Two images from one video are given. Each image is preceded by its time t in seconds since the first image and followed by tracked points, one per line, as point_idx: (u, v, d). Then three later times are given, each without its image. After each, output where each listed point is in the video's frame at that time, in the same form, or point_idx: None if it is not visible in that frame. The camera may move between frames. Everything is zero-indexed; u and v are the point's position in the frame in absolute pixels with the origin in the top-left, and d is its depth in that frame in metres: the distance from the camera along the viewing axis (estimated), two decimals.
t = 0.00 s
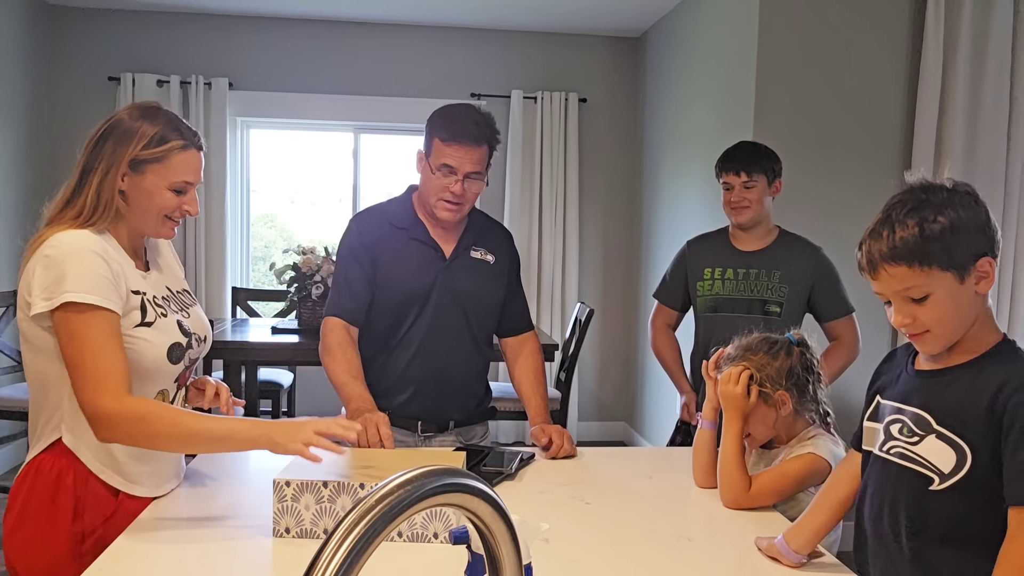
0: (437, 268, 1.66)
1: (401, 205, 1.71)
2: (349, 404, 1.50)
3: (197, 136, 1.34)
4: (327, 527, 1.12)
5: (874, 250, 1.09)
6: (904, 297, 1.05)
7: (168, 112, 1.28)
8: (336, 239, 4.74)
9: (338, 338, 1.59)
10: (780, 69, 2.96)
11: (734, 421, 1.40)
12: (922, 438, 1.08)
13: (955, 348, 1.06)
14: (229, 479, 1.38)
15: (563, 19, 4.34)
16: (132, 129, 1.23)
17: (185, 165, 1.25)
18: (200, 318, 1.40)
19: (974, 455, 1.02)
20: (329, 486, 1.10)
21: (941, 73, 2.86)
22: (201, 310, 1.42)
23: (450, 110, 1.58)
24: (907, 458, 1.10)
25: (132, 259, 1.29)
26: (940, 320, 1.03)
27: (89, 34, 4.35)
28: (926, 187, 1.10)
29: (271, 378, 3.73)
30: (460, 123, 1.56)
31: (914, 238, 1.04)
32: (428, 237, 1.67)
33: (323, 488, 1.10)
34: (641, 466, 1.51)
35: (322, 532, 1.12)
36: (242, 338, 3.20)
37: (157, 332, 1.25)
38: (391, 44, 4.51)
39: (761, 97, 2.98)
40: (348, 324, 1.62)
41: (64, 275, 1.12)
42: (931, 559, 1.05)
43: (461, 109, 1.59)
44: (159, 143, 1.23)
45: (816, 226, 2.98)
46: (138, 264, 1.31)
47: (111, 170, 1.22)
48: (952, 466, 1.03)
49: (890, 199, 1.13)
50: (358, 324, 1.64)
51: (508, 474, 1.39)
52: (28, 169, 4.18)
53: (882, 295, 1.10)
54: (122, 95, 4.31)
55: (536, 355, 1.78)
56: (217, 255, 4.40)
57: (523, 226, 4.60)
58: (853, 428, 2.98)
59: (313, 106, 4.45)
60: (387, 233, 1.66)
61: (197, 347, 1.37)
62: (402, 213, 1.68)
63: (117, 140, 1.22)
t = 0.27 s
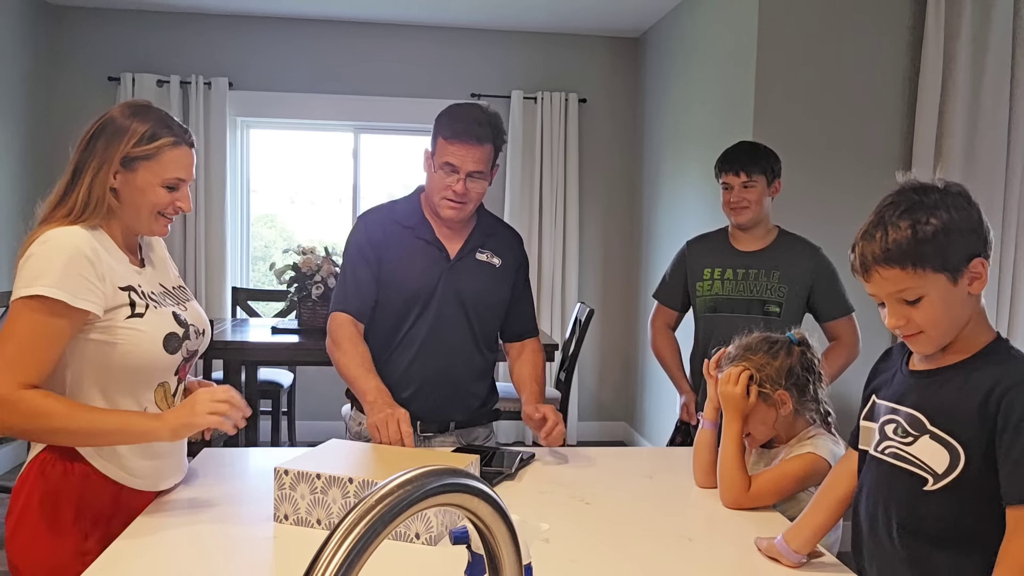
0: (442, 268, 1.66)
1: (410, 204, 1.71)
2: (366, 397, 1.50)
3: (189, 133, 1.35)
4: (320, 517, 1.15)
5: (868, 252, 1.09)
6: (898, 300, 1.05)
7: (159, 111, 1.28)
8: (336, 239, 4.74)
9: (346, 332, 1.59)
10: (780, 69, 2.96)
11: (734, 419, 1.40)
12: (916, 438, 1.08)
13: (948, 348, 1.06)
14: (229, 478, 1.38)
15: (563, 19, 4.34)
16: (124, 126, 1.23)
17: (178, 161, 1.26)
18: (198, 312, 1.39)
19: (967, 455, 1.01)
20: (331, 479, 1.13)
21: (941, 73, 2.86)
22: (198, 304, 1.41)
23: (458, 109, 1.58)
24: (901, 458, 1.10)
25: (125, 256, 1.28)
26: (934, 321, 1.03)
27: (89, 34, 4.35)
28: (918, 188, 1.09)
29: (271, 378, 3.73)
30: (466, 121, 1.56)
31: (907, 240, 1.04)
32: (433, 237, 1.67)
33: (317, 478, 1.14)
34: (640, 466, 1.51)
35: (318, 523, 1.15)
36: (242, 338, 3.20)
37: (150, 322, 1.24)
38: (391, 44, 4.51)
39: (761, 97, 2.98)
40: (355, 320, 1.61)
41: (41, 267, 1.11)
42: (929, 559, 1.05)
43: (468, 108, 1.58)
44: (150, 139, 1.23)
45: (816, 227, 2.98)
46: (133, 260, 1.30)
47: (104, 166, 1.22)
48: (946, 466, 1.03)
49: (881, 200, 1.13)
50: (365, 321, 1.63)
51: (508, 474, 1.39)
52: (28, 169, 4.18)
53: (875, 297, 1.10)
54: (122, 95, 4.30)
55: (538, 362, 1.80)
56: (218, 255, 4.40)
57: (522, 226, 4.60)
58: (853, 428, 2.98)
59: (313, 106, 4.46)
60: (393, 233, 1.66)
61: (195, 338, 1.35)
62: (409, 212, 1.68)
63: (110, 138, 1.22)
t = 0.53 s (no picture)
0: (443, 269, 1.65)
1: (415, 204, 1.71)
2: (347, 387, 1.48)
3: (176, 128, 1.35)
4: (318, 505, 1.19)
5: (859, 262, 1.09)
6: (896, 309, 1.05)
7: (145, 107, 1.28)
8: (336, 239, 4.74)
9: (342, 327, 1.60)
10: (780, 69, 2.96)
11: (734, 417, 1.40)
12: (913, 439, 1.08)
13: (947, 350, 1.06)
14: (232, 478, 1.37)
15: (563, 19, 4.34)
16: (114, 126, 1.23)
17: (172, 156, 1.27)
18: (195, 303, 1.40)
19: (964, 455, 1.01)
20: (339, 476, 1.14)
21: (941, 73, 2.86)
22: (196, 295, 1.41)
23: (464, 110, 1.57)
24: (899, 459, 1.10)
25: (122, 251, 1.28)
26: (932, 328, 1.03)
27: (89, 34, 4.35)
28: (903, 194, 1.09)
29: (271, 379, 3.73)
30: (476, 120, 1.56)
31: (898, 250, 1.04)
32: (436, 237, 1.66)
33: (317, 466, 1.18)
34: (640, 466, 1.51)
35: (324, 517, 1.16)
36: (242, 338, 3.20)
37: (142, 315, 1.24)
38: (391, 44, 4.51)
39: (760, 97, 2.98)
40: (354, 315, 1.62)
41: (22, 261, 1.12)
42: (929, 559, 1.05)
43: (473, 108, 1.58)
44: (144, 135, 1.24)
45: (816, 227, 2.98)
46: (129, 256, 1.30)
47: (101, 166, 1.21)
48: (943, 466, 1.03)
49: (868, 208, 1.12)
50: (368, 316, 1.64)
51: (507, 474, 1.39)
52: (28, 169, 4.17)
53: (872, 306, 1.10)
54: (122, 95, 4.30)
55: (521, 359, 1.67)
56: (218, 255, 4.40)
57: (522, 226, 4.60)
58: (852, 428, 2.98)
59: (313, 106, 4.45)
60: (399, 232, 1.67)
61: (190, 330, 1.35)
62: (415, 212, 1.68)
63: (100, 141, 1.22)
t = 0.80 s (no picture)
0: (434, 271, 1.65)
1: (417, 203, 1.71)
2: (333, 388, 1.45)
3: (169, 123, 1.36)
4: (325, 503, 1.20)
5: (854, 252, 1.10)
6: (883, 302, 1.06)
7: (134, 104, 1.27)
8: (336, 239, 4.75)
9: (336, 324, 1.59)
10: (780, 69, 2.97)
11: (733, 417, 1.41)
12: (908, 441, 1.08)
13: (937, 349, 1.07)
14: (234, 478, 1.37)
15: (563, 19, 4.34)
16: (109, 126, 1.23)
17: (168, 150, 1.28)
18: (198, 299, 1.39)
19: (960, 458, 1.02)
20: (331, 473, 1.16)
21: (941, 73, 2.86)
22: (199, 291, 1.41)
23: (464, 111, 1.56)
24: (894, 461, 1.10)
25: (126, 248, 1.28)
26: (916, 325, 1.04)
27: (89, 34, 4.34)
28: (909, 189, 1.08)
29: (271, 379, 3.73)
30: (475, 122, 1.55)
31: (891, 244, 1.05)
32: (432, 238, 1.66)
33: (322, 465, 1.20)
34: (640, 466, 1.51)
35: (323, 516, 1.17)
36: (242, 338, 3.20)
37: (145, 310, 1.24)
38: (391, 44, 4.51)
39: (760, 97, 2.98)
40: (353, 309, 1.62)
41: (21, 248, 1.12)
42: (927, 560, 1.05)
43: (474, 109, 1.57)
44: (141, 132, 1.25)
45: (816, 227, 2.98)
46: (134, 251, 1.31)
47: (104, 168, 1.22)
48: (938, 469, 1.04)
49: (872, 199, 1.12)
50: (369, 307, 1.64)
51: (507, 474, 1.39)
52: (27, 169, 4.17)
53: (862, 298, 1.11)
54: (122, 95, 4.30)
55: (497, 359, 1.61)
56: (218, 255, 4.40)
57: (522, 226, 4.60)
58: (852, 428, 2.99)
59: (313, 106, 4.46)
60: (395, 230, 1.68)
61: (194, 325, 1.35)
62: (413, 211, 1.68)
63: (98, 139, 1.22)
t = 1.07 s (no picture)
0: (435, 272, 1.64)
1: (418, 204, 1.71)
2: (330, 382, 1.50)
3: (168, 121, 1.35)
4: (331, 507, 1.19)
5: (849, 240, 1.11)
6: (870, 288, 1.07)
7: (133, 105, 1.27)
8: (337, 239, 4.75)
9: (333, 325, 1.65)
10: (780, 68, 2.96)
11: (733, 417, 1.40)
12: (902, 445, 1.07)
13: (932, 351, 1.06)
14: (234, 478, 1.37)
15: (563, 19, 4.34)
16: (109, 126, 1.22)
17: (168, 151, 1.27)
18: (199, 297, 1.39)
19: (955, 463, 1.02)
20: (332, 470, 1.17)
21: (942, 73, 2.86)
22: (200, 289, 1.41)
23: (464, 119, 1.55)
24: (887, 465, 1.10)
25: (127, 245, 1.28)
26: (899, 315, 1.04)
27: (89, 34, 4.34)
28: (917, 184, 1.08)
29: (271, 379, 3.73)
30: (474, 130, 1.54)
31: (882, 233, 1.06)
32: (432, 239, 1.66)
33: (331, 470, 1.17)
34: (640, 466, 1.51)
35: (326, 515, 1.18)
36: (242, 338, 3.20)
37: (146, 306, 1.24)
38: (391, 44, 4.51)
39: (761, 97, 2.98)
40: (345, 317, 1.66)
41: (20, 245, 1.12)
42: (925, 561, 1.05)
43: (475, 117, 1.56)
44: (138, 132, 1.24)
45: (816, 227, 2.98)
46: (134, 249, 1.31)
47: (101, 165, 1.21)
48: (932, 473, 1.03)
49: (883, 190, 1.12)
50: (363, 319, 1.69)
51: (507, 474, 1.39)
52: (27, 169, 4.17)
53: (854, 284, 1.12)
54: (122, 95, 4.30)
55: (502, 366, 1.61)
56: (218, 255, 4.40)
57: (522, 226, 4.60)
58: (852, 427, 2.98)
59: (313, 106, 4.46)
60: (394, 231, 1.67)
61: (195, 323, 1.34)
62: (412, 212, 1.69)
63: (96, 140, 1.22)
